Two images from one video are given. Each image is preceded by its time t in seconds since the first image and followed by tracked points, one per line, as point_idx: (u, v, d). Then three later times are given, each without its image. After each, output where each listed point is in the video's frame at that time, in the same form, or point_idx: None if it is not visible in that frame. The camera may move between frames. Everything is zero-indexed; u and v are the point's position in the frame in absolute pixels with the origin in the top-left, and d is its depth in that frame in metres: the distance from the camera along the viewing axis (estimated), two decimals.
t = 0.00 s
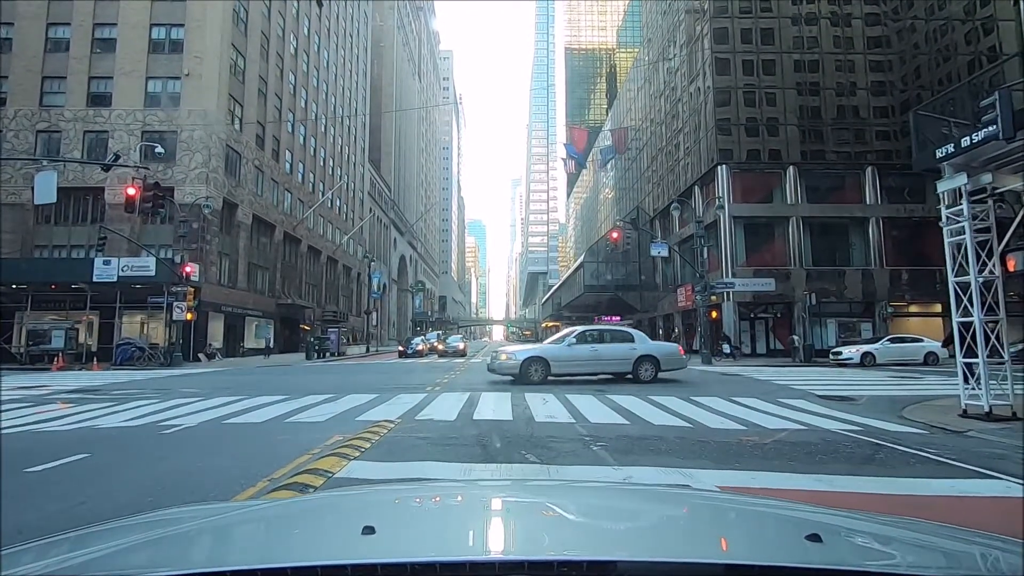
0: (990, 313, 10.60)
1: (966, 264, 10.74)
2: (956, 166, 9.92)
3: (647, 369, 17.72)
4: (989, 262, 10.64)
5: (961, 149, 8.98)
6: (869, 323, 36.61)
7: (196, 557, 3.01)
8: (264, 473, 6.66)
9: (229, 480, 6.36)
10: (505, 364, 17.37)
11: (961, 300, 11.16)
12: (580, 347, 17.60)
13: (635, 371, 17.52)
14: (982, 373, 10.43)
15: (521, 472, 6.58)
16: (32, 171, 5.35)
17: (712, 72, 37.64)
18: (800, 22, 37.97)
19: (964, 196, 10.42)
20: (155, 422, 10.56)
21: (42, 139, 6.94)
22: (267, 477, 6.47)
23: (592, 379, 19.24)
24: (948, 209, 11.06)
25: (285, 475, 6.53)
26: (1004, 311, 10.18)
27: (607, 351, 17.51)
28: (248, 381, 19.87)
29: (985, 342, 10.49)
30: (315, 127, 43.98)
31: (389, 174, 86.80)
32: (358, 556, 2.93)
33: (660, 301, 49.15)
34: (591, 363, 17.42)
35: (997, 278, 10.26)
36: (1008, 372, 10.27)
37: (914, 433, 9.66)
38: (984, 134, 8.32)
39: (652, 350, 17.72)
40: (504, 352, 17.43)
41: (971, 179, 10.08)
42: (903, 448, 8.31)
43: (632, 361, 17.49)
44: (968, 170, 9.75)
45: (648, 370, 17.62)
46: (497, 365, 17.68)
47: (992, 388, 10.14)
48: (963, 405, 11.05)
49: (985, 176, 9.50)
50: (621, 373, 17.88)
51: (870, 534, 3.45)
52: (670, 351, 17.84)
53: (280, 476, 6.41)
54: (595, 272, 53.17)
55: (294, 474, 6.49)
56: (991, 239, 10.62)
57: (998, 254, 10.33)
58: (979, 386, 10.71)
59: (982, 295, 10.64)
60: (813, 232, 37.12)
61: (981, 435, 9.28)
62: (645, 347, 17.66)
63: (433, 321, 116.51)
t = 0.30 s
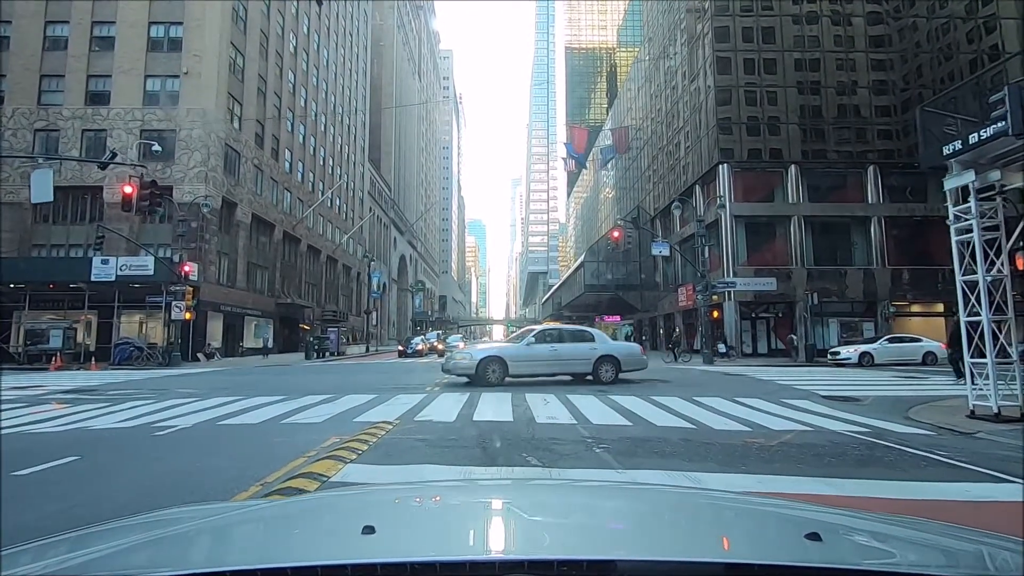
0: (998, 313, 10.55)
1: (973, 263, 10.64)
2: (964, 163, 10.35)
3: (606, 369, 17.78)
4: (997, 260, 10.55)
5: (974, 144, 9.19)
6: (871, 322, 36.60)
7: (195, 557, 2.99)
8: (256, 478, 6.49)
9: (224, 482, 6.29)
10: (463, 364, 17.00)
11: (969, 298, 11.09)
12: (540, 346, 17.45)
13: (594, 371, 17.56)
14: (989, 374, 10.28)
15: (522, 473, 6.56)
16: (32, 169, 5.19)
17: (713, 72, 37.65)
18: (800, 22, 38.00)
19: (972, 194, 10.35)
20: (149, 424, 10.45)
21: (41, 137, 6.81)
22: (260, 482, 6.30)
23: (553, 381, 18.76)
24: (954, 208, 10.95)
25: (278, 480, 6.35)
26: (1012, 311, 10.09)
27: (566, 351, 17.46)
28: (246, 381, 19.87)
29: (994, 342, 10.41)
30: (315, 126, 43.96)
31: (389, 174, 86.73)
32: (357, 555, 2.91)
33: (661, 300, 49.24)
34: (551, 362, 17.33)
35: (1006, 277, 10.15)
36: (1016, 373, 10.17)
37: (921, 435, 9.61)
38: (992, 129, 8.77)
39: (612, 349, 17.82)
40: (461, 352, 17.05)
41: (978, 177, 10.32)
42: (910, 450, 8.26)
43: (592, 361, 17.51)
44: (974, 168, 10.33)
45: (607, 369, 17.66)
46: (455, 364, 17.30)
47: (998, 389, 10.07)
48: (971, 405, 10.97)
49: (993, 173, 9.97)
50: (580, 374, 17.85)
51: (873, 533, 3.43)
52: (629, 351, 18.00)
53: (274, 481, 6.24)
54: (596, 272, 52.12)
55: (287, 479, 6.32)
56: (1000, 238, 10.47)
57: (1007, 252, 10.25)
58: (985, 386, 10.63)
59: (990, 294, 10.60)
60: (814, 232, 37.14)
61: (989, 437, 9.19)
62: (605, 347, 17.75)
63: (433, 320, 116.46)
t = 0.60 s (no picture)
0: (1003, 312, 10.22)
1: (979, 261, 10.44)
2: (970, 161, 10.11)
3: (566, 370, 16.77)
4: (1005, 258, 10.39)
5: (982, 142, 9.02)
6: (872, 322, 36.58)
7: (193, 557, 2.97)
8: (250, 480, 6.37)
9: (220, 483, 6.23)
10: (414, 367, 15.73)
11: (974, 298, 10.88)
12: (496, 347, 16.30)
13: (554, 373, 16.55)
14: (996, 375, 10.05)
15: (524, 474, 6.52)
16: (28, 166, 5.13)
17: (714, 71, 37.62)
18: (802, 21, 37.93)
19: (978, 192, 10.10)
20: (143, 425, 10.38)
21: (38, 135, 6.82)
22: (254, 485, 6.17)
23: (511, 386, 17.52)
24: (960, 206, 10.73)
25: (273, 482, 6.23)
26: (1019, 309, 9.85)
27: (525, 351, 16.39)
28: (245, 381, 19.85)
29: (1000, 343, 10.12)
30: (314, 126, 43.98)
31: (389, 173, 86.78)
32: (356, 556, 2.89)
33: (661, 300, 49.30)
34: (509, 364, 16.21)
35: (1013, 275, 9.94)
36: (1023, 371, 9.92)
37: (927, 436, 9.56)
38: (999, 127, 8.62)
39: (571, 350, 16.87)
40: (411, 354, 15.78)
41: (984, 174, 10.06)
42: (917, 451, 8.22)
43: (551, 362, 16.46)
44: (979, 166, 10.04)
45: (567, 371, 16.68)
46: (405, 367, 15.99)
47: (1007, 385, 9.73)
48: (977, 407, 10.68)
49: (999, 171, 9.70)
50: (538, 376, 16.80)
51: (875, 533, 3.41)
52: (590, 352, 17.03)
53: (269, 484, 6.10)
54: (596, 272, 52.22)
55: (283, 481, 6.19)
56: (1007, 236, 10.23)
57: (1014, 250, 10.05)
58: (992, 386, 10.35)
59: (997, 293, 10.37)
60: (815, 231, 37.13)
61: (995, 438, 9.12)
62: (564, 347, 16.76)
63: (433, 320, 116.53)
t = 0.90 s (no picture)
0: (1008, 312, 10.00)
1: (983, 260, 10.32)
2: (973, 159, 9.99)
3: (522, 371, 16.14)
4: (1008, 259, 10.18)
5: (985, 140, 8.94)
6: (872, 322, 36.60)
7: (191, 557, 2.95)
8: (247, 483, 6.29)
9: (218, 484, 6.19)
10: (363, 372, 14.19)
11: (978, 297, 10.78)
12: (449, 347, 15.20)
13: (510, 374, 15.79)
14: (1000, 376, 10.02)
15: (525, 475, 6.51)
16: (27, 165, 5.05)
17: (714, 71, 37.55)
18: (803, 21, 37.85)
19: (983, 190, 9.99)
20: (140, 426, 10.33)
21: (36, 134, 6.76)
22: (250, 487, 6.09)
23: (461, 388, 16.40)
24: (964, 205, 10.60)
25: (269, 485, 6.14)
26: None
27: (483, 352, 15.46)
28: (245, 382, 19.84)
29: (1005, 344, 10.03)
30: (314, 125, 44.02)
31: (389, 173, 86.84)
32: (356, 556, 2.88)
33: (662, 300, 49.40)
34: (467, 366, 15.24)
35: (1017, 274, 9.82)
36: None
37: (931, 437, 9.52)
38: (1005, 124, 8.58)
39: (527, 349, 16.17)
40: (359, 358, 14.20)
41: (988, 173, 9.93)
42: (923, 454, 8.16)
43: (507, 362, 15.70)
44: (983, 164, 9.87)
45: (523, 372, 16.01)
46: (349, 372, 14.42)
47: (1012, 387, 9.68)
48: (981, 407, 10.69)
49: (1005, 170, 9.56)
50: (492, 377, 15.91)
51: (877, 533, 3.39)
52: (545, 350, 16.46)
53: (265, 486, 6.02)
54: (596, 271, 52.26)
55: (279, 484, 6.11)
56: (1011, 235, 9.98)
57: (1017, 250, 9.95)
58: (995, 386, 10.34)
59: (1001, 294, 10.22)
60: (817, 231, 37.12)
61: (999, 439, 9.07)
62: (521, 346, 16.02)
63: (433, 320, 116.75)
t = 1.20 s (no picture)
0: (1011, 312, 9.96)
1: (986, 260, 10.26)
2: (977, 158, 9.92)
3: (477, 372, 15.83)
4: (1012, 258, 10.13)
5: (988, 139, 8.95)
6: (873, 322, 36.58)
7: (190, 558, 2.94)
8: (246, 483, 6.29)
9: (216, 484, 6.17)
10: (309, 376, 13.02)
11: (982, 296, 10.70)
12: (402, 348, 14.56)
13: (466, 375, 15.42)
14: (1003, 376, 10.01)
15: (525, 476, 6.49)
16: (25, 164, 5.08)
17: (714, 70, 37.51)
18: (802, 20, 37.87)
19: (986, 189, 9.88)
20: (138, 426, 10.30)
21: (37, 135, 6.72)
22: (246, 489, 6.04)
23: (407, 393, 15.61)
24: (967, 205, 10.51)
25: (266, 487, 6.10)
26: None
27: (436, 353, 14.96)
28: (245, 381, 19.84)
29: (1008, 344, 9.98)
30: (314, 125, 44.03)
31: (389, 173, 86.85)
32: (356, 556, 2.87)
33: (662, 300, 49.38)
34: (421, 367, 14.65)
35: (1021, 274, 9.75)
36: None
37: (933, 438, 9.48)
38: (1008, 122, 8.55)
39: (482, 350, 15.90)
40: (304, 361, 13.03)
41: (992, 172, 9.85)
42: (926, 455, 8.12)
43: (463, 363, 15.35)
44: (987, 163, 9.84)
45: (479, 373, 15.72)
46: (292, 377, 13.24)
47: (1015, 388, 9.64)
48: (984, 407, 10.67)
49: (1009, 169, 9.49)
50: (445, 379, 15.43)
51: (877, 533, 3.37)
52: (498, 350, 16.25)
53: (261, 488, 5.97)
54: (596, 271, 52.26)
55: (275, 486, 6.06)
56: (1014, 234, 9.88)
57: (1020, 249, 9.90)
58: (998, 386, 10.31)
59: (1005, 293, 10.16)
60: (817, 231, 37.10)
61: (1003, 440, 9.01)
62: (476, 347, 15.73)
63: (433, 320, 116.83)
